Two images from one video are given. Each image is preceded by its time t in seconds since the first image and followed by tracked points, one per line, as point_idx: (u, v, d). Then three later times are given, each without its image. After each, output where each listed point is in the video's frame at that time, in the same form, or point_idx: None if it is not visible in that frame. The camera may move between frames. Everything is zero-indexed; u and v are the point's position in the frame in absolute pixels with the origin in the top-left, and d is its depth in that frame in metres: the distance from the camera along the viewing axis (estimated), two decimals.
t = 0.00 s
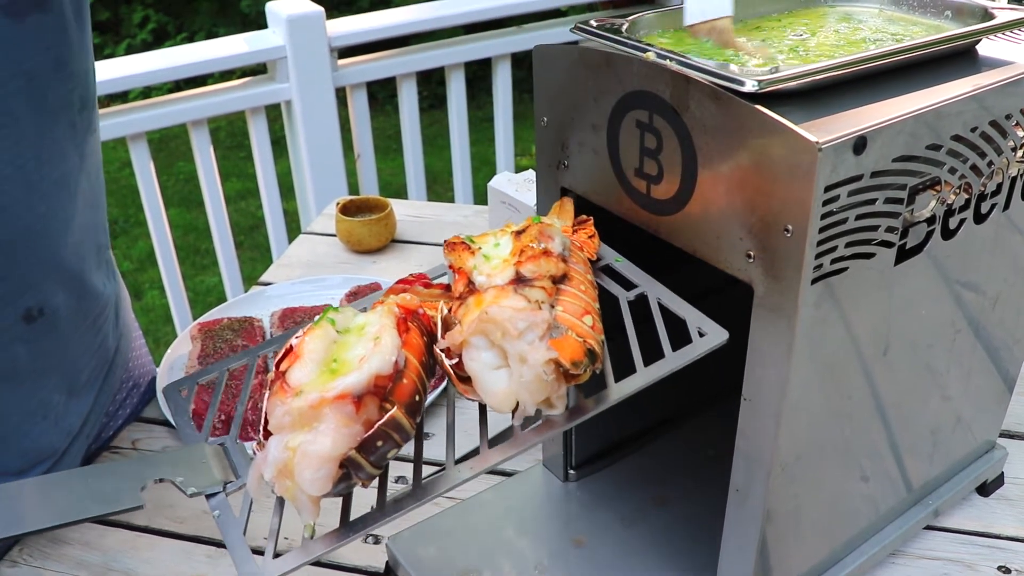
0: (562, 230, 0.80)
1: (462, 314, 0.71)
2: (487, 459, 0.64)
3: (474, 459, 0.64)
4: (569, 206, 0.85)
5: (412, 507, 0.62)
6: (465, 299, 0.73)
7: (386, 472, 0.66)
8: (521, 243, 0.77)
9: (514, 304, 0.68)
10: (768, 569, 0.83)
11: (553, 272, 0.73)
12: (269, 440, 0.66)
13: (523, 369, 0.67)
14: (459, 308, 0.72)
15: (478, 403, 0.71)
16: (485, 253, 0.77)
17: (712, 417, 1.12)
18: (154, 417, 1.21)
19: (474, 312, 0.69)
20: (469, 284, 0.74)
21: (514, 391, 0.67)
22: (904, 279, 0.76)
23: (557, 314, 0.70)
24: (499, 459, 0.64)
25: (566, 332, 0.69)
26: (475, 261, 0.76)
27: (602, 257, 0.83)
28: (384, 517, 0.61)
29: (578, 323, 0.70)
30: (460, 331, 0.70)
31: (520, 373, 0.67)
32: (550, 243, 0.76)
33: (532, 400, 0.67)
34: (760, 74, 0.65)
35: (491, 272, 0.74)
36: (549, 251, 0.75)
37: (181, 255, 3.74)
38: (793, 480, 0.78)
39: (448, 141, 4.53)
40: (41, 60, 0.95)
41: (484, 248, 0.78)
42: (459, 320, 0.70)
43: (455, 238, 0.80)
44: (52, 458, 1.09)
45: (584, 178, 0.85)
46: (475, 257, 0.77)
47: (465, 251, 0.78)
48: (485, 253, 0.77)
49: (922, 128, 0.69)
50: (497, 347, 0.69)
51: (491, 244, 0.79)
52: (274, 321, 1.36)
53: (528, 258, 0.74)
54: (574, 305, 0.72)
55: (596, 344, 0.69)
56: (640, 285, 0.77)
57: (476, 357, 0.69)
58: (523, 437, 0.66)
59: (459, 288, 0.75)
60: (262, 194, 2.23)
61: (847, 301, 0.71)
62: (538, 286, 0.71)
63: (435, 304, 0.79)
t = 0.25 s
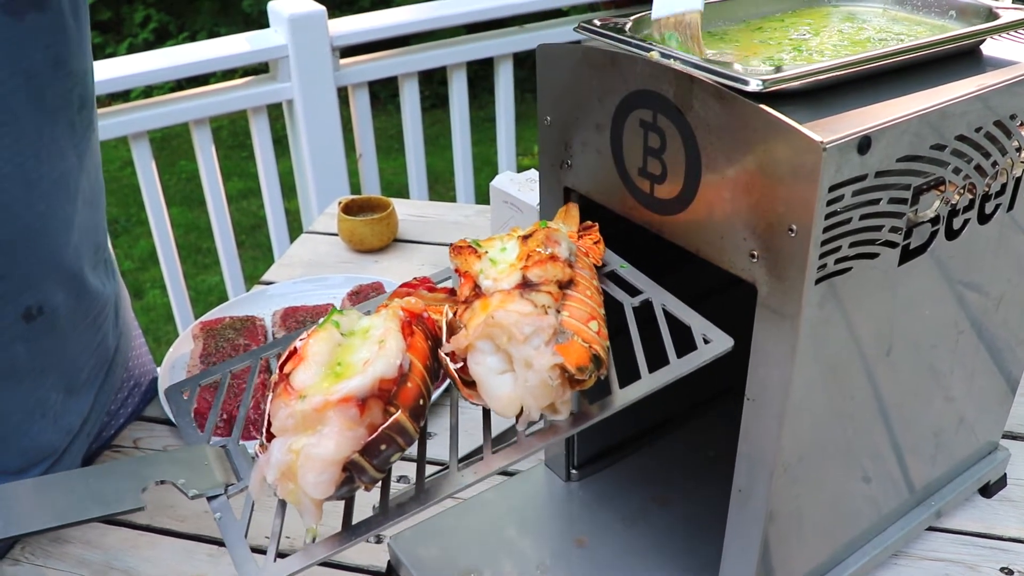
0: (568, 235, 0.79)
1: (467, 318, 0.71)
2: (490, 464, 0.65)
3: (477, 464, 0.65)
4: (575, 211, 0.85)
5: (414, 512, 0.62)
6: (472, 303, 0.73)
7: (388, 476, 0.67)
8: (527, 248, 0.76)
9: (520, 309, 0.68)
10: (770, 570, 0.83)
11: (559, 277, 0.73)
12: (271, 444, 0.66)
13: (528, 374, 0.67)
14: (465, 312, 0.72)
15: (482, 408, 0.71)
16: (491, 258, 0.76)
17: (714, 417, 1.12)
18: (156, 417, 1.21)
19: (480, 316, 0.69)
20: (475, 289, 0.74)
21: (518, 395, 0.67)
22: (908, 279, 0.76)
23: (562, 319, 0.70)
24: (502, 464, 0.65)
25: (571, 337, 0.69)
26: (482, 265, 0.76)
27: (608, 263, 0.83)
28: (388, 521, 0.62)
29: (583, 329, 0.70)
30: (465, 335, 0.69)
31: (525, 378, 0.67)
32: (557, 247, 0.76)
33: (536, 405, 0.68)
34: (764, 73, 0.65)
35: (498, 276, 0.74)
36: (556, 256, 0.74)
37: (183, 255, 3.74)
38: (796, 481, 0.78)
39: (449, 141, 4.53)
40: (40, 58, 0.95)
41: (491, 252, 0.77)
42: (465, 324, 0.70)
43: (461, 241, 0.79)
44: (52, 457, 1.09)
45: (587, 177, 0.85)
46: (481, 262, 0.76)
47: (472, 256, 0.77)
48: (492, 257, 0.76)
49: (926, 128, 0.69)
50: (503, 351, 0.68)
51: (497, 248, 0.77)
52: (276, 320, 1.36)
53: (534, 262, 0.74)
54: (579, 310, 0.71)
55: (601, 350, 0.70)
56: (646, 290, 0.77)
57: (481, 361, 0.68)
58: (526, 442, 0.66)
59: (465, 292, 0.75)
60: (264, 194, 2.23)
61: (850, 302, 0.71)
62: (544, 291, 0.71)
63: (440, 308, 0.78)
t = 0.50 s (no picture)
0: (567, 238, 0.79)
1: (466, 322, 0.71)
2: (488, 468, 0.64)
3: (475, 468, 0.65)
4: (575, 212, 0.84)
5: (411, 516, 0.62)
6: (469, 307, 0.73)
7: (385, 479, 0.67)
8: (526, 251, 0.76)
9: (518, 313, 0.69)
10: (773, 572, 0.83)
11: (557, 281, 0.73)
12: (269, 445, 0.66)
13: (526, 378, 0.67)
14: (464, 315, 0.72)
15: (481, 411, 0.71)
16: (489, 261, 0.76)
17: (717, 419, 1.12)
18: (159, 416, 1.23)
19: (478, 320, 0.70)
20: (473, 292, 0.75)
21: (516, 400, 0.67)
22: (912, 282, 0.76)
23: (560, 324, 0.70)
24: (500, 468, 0.65)
25: (569, 342, 0.69)
26: (480, 269, 0.76)
27: (608, 266, 0.84)
28: (383, 525, 0.62)
29: (581, 333, 0.70)
30: (463, 339, 0.70)
31: (523, 382, 0.67)
32: (556, 251, 0.76)
33: (534, 409, 0.68)
34: (769, 76, 0.65)
35: (495, 280, 0.74)
36: (554, 260, 0.75)
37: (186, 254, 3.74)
38: (799, 483, 0.78)
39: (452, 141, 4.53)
40: (42, 59, 0.95)
41: (489, 255, 0.77)
42: (463, 328, 0.70)
43: (460, 244, 0.80)
44: (53, 457, 1.09)
45: (591, 180, 0.85)
46: (480, 265, 0.76)
47: (470, 259, 0.77)
48: (490, 261, 0.76)
49: (931, 131, 0.69)
50: (501, 355, 0.69)
51: (495, 251, 0.78)
52: (280, 321, 1.36)
53: (532, 266, 0.74)
54: (578, 314, 0.71)
55: (599, 354, 0.70)
56: (646, 293, 0.77)
57: (479, 365, 0.69)
58: (524, 446, 0.66)
59: (463, 295, 0.75)
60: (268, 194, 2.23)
61: (854, 305, 0.71)
62: (542, 295, 0.72)
63: (439, 310, 0.78)
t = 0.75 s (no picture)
0: (569, 236, 0.79)
1: (467, 321, 0.71)
2: (487, 467, 0.64)
3: (475, 466, 0.65)
4: (577, 211, 0.86)
5: (412, 514, 0.62)
6: (471, 304, 0.73)
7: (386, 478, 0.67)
8: (527, 250, 0.77)
9: (520, 311, 0.69)
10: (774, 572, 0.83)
11: (559, 280, 0.74)
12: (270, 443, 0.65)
13: (527, 377, 0.67)
14: (465, 314, 0.72)
15: (482, 410, 0.71)
16: (492, 259, 0.77)
17: (718, 419, 1.12)
18: (158, 417, 1.23)
19: (480, 318, 0.70)
20: (475, 290, 0.75)
21: (518, 398, 0.67)
22: (913, 281, 0.76)
23: (562, 322, 0.70)
24: (500, 466, 0.64)
25: (571, 340, 0.69)
26: (482, 266, 0.77)
27: (609, 264, 0.84)
28: (383, 522, 0.62)
29: (583, 332, 0.70)
30: (464, 337, 0.70)
31: (524, 381, 0.67)
32: (558, 249, 0.77)
33: (535, 408, 0.67)
34: (769, 75, 0.65)
35: (498, 277, 0.75)
36: (557, 259, 0.75)
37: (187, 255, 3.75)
38: (800, 483, 0.78)
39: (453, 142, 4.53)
40: (37, 58, 0.95)
41: (491, 253, 0.78)
42: (464, 326, 0.71)
43: (462, 242, 0.80)
44: (53, 456, 1.09)
45: (592, 179, 0.85)
46: (482, 263, 0.77)
47: (472, 256, 0.78)
48: (492, 259, 0.77)
49: (932, 130, 0.69)
50: (502, 354, 0.69)
51: (498, 249, 0.79)
52: (281, 321, 1.36)
53: (534, 264, 0.75)
54: (580, 313, 0.72)
55: (600, 353, 0.70)
56: (647, 292, 0.77)
57: (480, 364, 0.69)
58: (525, 445, 0.66)
59: (465, 293, 0.76)
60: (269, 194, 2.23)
61: (855, 304, 0.71)
62: (544, 293, 0.72)
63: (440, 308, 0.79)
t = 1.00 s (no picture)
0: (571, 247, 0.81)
1: (467, 330, 0.73)
2: (488, 475, 0.65)
3: (474, 475, 0.65)
4: (578, 221, 0.86)
5: (407, 522, 0.62)
6: (471, 313, 0.75)
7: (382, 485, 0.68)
8: (527, 261, 0.79)
9: (519, 322, 0.71)
10: (774, 572, 0.83)
11: (559, 290, 0.76)
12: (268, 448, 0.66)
13: (526, 387, 0.68)
14: (465, 322, 0.75)
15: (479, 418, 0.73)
16: (491, 269, 0.79)
17: (719, 418, 1.12)
18: (160, 417, 1.22)
19: (479, 328, 0.72)
20: (474, 300, 0.77)
21: (516, 408, 0.69)
22: (913, 280, 0.76)
23: (561, 333, 0.72)
24: (499, 475, 0.65)
25: (569, 351, 0.71)
26: (482, 276, 0.79)
27: (609, 274, 0.84)
28: (378, 531, 0.62)
29: (582, 343, 0.72)
30: (464, 347, 0.72)
31: (522, 391, 0.68)
32: (558, 260, 0.78)
33: (532, 418, 0.68)
34: (770, 75, 0.65)
35: (497, 289, 0.77)
36: (557, 269, 0.77)
37: (188, 255, 3.75)
38: (801, 482, 0.78)
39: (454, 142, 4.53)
40: (28, 62, 0.96)
41: (492, 264, 0.80)
42: (464, 336, 0.73)
43: (462, 251, 0.82)
44: (49, 458, 1.10)
45: (592, 179, 0.85)
46: (481, 273, 0.79)
47: (472, 266, 0.79)
48: (492, 269, 0.79)
49: (932, 129, 0.69)
50: (500, 363, 0.71)
51: (498, 259, 0.81)
52: (281, 321, 1.36)
53: (534, 275, 0.77)
54: (579, 324, 0.73)
55: (598, 364, 0.71)
56: (647, 304, 0.77)
57: (480, 373, 0.71)
58: (523, 454, 0.66)
59: (464, 302, 0.77)
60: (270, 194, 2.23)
61: (856, 304, 0.71)
62: (543, 304, 0.74)
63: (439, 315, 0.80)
